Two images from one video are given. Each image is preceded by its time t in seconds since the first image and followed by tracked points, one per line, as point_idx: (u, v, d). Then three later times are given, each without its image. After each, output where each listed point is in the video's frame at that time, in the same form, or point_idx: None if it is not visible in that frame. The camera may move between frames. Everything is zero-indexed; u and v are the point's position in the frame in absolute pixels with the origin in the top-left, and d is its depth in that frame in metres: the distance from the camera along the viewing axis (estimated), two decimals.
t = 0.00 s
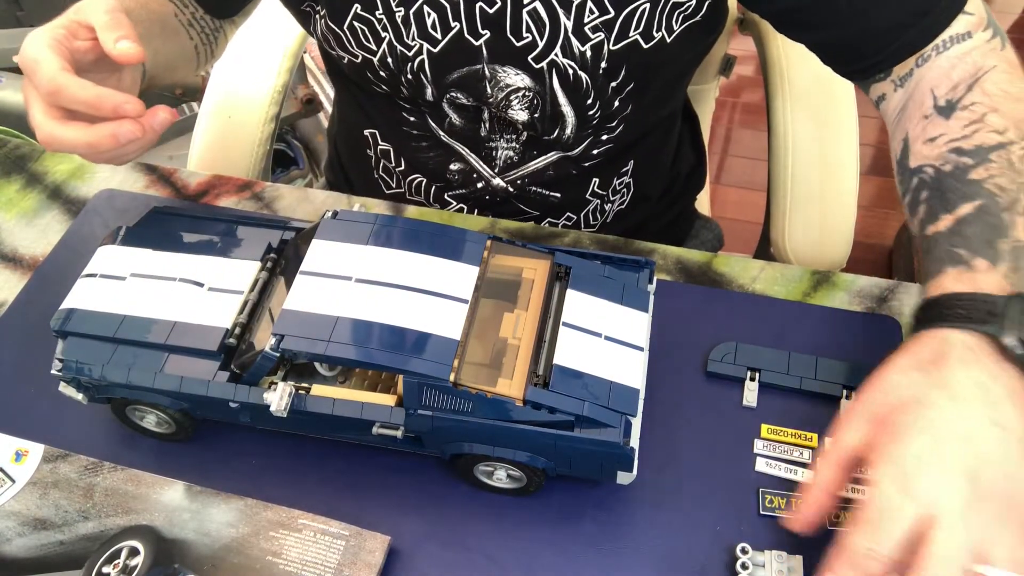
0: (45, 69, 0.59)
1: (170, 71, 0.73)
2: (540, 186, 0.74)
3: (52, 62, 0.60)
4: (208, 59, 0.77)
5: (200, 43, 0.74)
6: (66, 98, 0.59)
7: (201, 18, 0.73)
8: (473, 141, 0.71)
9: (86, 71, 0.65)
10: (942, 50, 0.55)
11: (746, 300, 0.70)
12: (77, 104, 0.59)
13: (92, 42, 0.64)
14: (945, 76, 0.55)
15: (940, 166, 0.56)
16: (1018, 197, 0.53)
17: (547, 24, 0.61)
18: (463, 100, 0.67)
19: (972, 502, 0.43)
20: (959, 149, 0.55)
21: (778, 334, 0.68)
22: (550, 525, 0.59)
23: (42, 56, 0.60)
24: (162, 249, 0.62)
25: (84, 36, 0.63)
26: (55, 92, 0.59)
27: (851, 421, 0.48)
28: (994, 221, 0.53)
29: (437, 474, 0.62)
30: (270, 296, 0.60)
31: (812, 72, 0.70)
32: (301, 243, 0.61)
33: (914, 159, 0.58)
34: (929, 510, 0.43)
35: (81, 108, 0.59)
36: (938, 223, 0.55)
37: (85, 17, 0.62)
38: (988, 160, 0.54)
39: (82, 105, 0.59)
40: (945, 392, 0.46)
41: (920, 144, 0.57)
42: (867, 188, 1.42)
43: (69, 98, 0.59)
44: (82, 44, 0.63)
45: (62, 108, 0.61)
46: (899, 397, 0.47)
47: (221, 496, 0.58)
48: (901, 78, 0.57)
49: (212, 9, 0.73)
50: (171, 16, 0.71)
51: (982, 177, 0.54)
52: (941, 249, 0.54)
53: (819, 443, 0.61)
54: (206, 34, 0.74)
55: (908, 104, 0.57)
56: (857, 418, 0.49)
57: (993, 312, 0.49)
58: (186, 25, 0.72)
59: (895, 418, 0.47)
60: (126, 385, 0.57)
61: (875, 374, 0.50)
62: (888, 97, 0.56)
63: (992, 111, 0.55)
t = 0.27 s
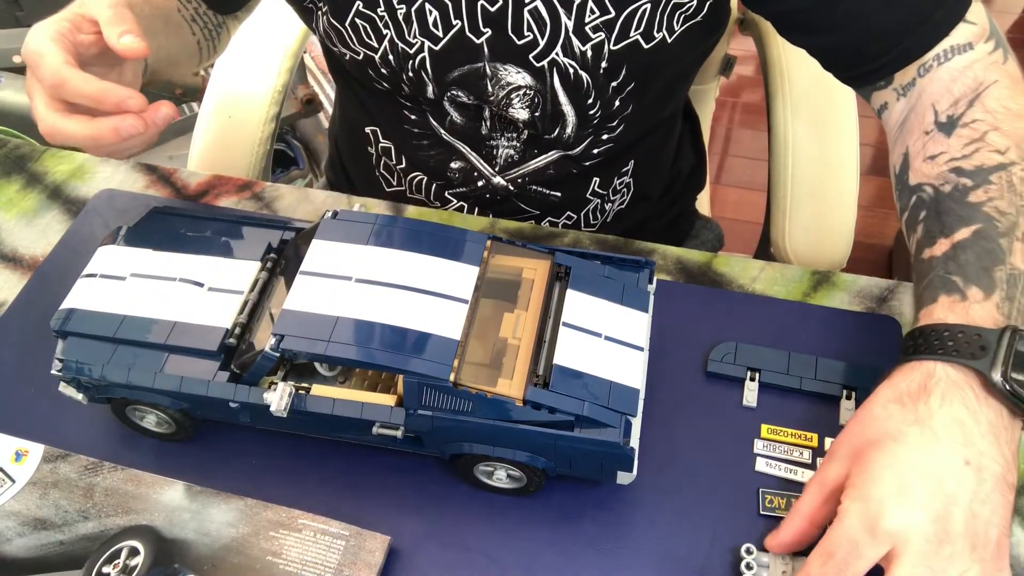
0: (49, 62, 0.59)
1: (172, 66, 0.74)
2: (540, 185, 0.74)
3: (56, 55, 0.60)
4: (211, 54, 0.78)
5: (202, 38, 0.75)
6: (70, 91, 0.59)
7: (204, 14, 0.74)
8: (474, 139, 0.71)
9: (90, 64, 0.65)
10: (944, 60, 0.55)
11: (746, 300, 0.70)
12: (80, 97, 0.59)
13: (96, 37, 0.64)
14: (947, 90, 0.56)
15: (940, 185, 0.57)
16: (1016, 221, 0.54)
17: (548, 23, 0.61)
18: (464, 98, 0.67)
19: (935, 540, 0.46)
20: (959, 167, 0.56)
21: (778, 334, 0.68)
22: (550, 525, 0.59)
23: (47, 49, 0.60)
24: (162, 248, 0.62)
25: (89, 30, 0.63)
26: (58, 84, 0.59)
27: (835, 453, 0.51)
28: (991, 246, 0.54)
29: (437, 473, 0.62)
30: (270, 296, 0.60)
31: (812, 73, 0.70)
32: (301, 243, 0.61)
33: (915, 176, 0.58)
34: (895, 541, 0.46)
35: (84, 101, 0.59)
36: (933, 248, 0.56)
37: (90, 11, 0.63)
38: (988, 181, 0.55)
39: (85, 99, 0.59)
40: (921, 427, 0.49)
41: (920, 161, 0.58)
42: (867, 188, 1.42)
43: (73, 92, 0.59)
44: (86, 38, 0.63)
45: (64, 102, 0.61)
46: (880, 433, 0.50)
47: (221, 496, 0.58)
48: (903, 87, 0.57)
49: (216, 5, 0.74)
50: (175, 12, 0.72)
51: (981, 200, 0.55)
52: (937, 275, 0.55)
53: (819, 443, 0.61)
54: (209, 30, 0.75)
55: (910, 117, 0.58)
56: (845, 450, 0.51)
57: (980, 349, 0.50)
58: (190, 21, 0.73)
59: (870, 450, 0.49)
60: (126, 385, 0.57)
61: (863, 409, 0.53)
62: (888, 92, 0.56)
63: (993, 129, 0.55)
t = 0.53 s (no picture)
0: (56, 70, 0.59)
1: (174, 68, 0.74)
2: (541, 185, 0.74)
3: (62, 62, 0.60)
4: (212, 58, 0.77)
5: (203, 42, 0.75)
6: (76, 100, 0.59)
7: (205, 17, 0.74)
8: (474, 140, 0.71)
9: (96, 71, 0.65)
10: (947, 58, 0.55)
11: (746, 300, 0.70)
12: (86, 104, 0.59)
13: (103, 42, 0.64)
14: (950, 88, 0.56)
15: (946, 183, 0.56)
16: None
17: (549, 24, 0.61)
18: (465, 99, 0.67)
19: (940, 536, 0.46)
20: (964, 164, 0.56)
21: (778, 334, 0.68)
22: (550, 525, 0.59)
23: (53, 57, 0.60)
24: (162, 249, 0.62)
25: (94, 36, 0.63)
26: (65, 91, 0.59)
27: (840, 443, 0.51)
28: (1000, 242, 0.54)
29: (437, 473, 0.62)
30: (270, 296, 0.60)
31: (812, 73, 0.71)
32: (301, 243, 0.61)
33: (920, 174, 0.58)
34: (899, 534, 0.46)
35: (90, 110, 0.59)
36: (942, 244, 0.56)
37: (95, 17, 0.63)
38: (994, 177, 0.55)
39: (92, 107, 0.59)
40: (931, 423, 0.48)
41: (925, 159, 0.58)
42: (867, 188, 1.42)
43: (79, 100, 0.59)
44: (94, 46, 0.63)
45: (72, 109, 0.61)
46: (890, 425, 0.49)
47: (221, 496, 0.58)
48: (905, 85, 0.57)
49: (217, 7, 0.74)
50: (176, 15, 0.71)
51: (988, 197, 0.55)
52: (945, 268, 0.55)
53: (819, 443, 0.61)
54: (210, 33, 0.75)
55: (913, 115, 0.58)
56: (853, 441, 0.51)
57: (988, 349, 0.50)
58: (191, 24, 0.73)
59: (878, 444, 0.49)
60: (126, 385, 0.57)
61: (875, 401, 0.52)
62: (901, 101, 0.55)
63: (997, 126, 0.55)
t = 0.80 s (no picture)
0: (47, 70, 0.59)
1: (171, 69, 0.74)
2: (541, 185, 0.74)
3: (54, 64, 0.59)
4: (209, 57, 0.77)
5: (201, 42, 0.75)
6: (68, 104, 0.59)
7: (203, 16, 0.74)
8: (474, 140, 0.71)
9: (88, 71, 0.65)
10: (948, 60, 0.55)
11: (746, 300, 0.70)
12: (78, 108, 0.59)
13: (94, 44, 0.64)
14: (953, 89, 0.55)
15: (953, 186, 0.56)
16: None
17: (550, 25, 0.61)
18: (465, 100, 0.67)
19: (998, 541, 0.46)
20: (971, 167, 0.55)
21: (778, 334, 0.68)
22: (550, 525, 0.59)
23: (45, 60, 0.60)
24: (162, 249, 0.62)
25: (87, 37, 0.63)
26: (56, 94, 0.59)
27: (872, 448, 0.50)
28: (1013, 246, 0.53)
29: (437, 473, 0.62)
30: (270, 296, 0.60)
31: (812, 73, 0.71)
32: (301, 243, 0.61)
33: (927, 177, 0.58)
34: (958, 544, 0.46)
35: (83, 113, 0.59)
36: (955, 248, 0.55)
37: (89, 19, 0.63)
38: (1002, 181, 0.54)
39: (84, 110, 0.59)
40: (972, 428, 0.48)
41: (931, 162, 0.57)
42: (867, 188, 1.42)
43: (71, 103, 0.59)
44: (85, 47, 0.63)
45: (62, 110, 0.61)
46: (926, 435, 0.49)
47: (221, 496, 0.58)
48: (906, 86, 0.57)
49: (216, 7, 0.74)
50: (173, 15, 0.71)
51: (998, 200, 0.54)
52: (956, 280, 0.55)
53: (819, 443, 0.61)
54: (207, 32, 0.75)
55: (916, 114, 0.57)
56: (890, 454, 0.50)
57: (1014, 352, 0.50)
58: (189, 24, 0.73)
59: (918, 451, 0.49)
60: (126, 385, 0.57)
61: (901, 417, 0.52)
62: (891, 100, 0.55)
63: (1002, 129, 0.55)
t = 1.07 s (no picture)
0: (48, 73, 0.59)
1: (170, 69, 0.74)
2: (541, 185, 0.74)
3: (55, 66, 0.60)
4: (208, 58, 0.77)
5: (200, 42, 0.74)
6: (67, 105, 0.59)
7: (202, 17, 0.74)
8: (475, 140, 0.71)
9: (89, 74, 0.65)
10: (948, 60, 0.55)
11: (746, 300, 0.70)
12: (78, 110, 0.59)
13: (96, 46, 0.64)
14: (953, 89, 0.55)
15: (955, 184, 0.56)
16: None
17: (550, 25, 0.61)
18: (465, 99, 0.67)
19: (997, 538, 0.46)
20: (972, 166, 0.55)
21: (778, 334, 0.68)
22: (550, 525, 0.59)
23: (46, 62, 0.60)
24: (162, 249, 0.62)
25: (88, 39, 0.63)
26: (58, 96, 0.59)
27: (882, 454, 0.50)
28: (1016, 244, 0.53)
29: (437, 473, 0.62)
30: (270, 296, 0.60)
31: (812, 74, 0.71)
32: (301, 244, 0.61)
33: (928, 176, 0.58)
34: (957, 539, 0.46)
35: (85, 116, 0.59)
36: (958, 247, 0.55)
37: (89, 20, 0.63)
38: (1003, 179, 0.54)
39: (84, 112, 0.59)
40: (973, 424, 0.48)
41: (932, 161, 0.57)
42: (867, 189, 1.42)
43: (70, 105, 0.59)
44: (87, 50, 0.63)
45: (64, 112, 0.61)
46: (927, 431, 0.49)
47: (221, 496, 0.58)
48: (905, 86, 0.57)
49: (215, 7, 0.74)
50: (173, 15, 0.71)
51: (999, 199, 0.54)
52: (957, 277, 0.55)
53: (819, 443, 0.61)
54: (206, 33, 0.75)
55: (915, 114, 0.57)
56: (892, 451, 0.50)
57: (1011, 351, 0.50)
58: (188, 24, 0.73)
59: (921, 448, 0.49)
60: (126, 385, 0.57)
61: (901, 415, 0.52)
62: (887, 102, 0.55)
63: (1002, 128, 0.55)
